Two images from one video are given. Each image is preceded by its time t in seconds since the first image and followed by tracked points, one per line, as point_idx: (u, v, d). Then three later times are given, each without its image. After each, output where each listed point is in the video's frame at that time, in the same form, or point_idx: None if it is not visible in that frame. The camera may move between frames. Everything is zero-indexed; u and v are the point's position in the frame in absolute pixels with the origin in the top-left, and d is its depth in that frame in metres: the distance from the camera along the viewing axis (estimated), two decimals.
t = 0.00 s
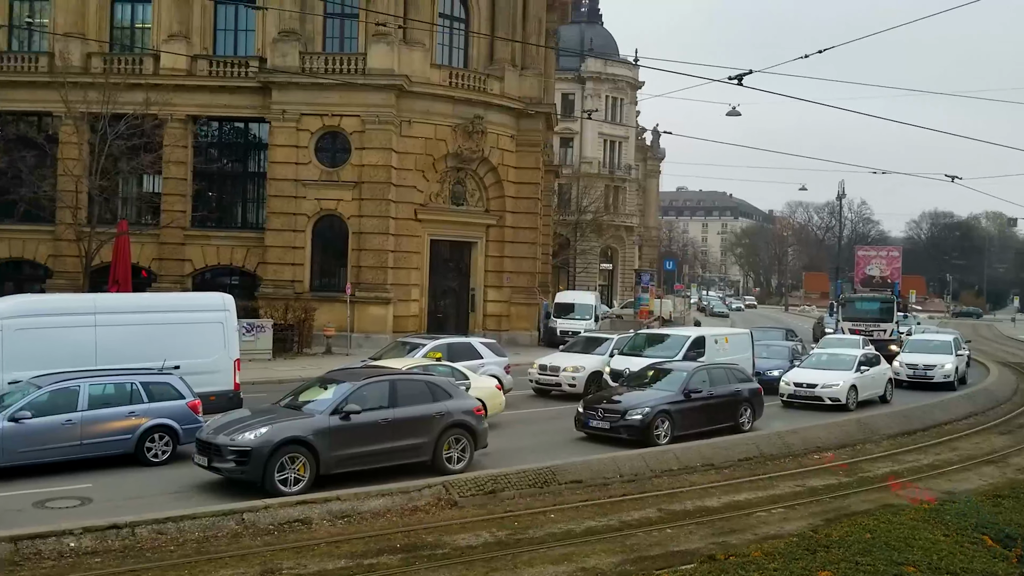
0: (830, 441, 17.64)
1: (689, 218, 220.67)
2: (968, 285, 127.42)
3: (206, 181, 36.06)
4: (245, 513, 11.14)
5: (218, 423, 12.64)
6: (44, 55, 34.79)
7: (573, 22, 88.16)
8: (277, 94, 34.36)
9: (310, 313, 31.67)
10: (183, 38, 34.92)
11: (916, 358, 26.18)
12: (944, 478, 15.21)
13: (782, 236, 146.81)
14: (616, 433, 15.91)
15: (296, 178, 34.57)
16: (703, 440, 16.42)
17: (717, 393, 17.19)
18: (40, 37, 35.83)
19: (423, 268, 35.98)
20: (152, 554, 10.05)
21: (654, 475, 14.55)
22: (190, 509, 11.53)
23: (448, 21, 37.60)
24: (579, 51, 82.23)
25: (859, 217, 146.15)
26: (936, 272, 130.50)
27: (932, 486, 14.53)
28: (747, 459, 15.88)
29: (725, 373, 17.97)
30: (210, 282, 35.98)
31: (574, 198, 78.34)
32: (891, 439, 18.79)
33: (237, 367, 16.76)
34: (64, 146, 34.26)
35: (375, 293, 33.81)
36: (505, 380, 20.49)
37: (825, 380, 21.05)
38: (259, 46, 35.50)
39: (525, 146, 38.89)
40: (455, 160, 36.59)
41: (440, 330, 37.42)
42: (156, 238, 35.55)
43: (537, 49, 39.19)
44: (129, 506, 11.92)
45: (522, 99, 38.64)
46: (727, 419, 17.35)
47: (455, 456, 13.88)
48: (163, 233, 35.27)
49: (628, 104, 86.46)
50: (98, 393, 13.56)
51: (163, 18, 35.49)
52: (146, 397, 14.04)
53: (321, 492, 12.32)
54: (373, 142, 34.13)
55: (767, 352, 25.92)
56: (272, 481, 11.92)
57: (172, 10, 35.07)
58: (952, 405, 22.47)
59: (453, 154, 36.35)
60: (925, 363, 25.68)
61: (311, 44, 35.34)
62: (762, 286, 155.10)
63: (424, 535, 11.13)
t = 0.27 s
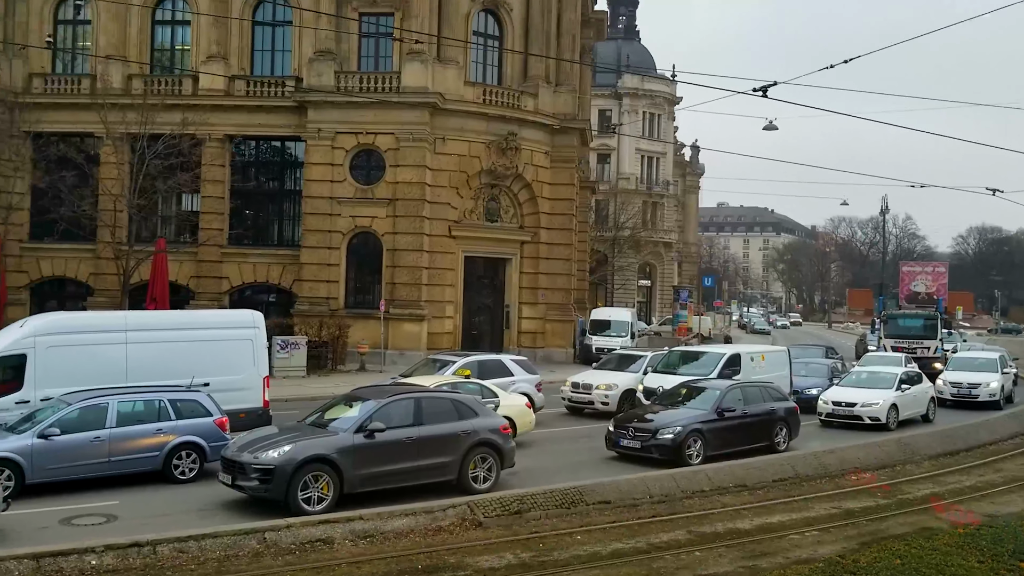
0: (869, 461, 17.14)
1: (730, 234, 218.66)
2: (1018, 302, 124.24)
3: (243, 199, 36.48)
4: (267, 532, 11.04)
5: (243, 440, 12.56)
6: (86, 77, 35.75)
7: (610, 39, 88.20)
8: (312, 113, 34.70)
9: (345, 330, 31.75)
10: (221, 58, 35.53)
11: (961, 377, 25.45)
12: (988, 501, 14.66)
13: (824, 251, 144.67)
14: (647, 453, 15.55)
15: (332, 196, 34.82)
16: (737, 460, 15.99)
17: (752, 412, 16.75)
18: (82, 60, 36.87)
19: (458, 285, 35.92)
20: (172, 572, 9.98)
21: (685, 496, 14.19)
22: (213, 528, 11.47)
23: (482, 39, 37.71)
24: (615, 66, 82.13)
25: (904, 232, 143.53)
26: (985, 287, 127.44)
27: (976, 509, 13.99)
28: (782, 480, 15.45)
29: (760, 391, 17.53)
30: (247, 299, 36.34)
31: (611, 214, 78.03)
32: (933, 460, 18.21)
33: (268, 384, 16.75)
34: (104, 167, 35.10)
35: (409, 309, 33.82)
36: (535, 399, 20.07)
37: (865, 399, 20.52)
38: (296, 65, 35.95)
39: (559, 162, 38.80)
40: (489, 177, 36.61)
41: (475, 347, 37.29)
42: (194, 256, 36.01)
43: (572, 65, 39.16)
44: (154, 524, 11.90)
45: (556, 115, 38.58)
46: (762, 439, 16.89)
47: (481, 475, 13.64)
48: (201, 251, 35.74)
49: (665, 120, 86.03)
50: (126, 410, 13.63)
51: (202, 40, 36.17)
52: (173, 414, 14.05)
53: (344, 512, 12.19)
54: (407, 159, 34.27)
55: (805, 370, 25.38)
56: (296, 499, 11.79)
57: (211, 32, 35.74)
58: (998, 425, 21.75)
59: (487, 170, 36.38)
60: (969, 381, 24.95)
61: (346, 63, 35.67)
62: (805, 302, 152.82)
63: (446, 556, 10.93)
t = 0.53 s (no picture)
0: (884, 494, 16.77)
1: (748, 264, 217.75)
2: None
3: (257, 229, 36.68)
4: (264, 565, 10.68)
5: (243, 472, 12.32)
6: (103, 109, 36.33)
7: (625, 69, 88.67)
8: (326, 143, 34.93)
9: (357, 360, 31.63)
10: (237, 90, 35.95)
11: (980, 408, 24.97)
12: (1008, 537, 14.25)
13: (844, 281, 143.63)
14: (656, 485, 15.17)
15: (345, 226, 34.91)
16: (748, 493, 15.60)
17: (764, 444, 16.36)
18: (101, 93, 37.53)
19: (471, 314, 35.79)
20: None
21: (694, 530, 13.89)
22: (211, 561, 11.28)
23: (496, 69, 37.87)
24: (631, 97, 82.38)
25: (924, 262, 142.27)
26: (1008, 317, 125.76)
27: (994, 545, 13.60)
28: (793, 514, 15.11)
29: (772, 422, 17.14)
30: (260, 329, 36.39)
31: (627, 244, 77.91)
32: (951, 494, 17.80)
33: (273, 414, 16.64)
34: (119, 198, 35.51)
35: (422, 339, 33.71)
36: (545, 430, 19.70)
37: (881, 431, 20.14)
38: (310, 97, 36.29)
39: (572, 192, 38.80)
40: (502, 207, 36.64)
41: (488, 377, 37.07)
42: (208, 286, 36.17)
43: (584, 96, 39.32)
44: (152, 556, 11.75)
45: (570, 145, 38.62)
46: (775, 471, 16.47)
47: (485, 507, 13.31)
48: (215, 281, 35.89)
49: (681, 149, 86.05)
50: (128, 440, 13.53)
51: (218, 72, 36.65)
52: (176, 444, 13.92)
53: (345, 545, 11.98)
54: (420, 189, 34.36)
55: (821, 401, 24.98)
56: (295, 532, 11.50)
57: (227, 64, 36.20)
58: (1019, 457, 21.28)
59: (500, 200, 36.41)
60: (989, 413, 24.47)
61: (361, 94, 35.94)
62: (825, 332, 151.50)
63: None
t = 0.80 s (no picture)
0: (883, 515, 16.54)
1: (751, 282, 217.55)
2: None
3: (256, 249, 36.67)
4: None
5: (230, 494, 11.81)
6: (103, 130, 36.47)
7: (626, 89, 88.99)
8: (325, 163, 34.94)
9: (354, 379, 31.33)
10: (236, 110, 36.08)
11: (981, 427, 24.73)
12: (1008, 559, 14.02)
13: (847, 299, 143.37)
14: (650, 506, 14.79)
15: (343, 245, 34.84)
16: (743, 514, 15.27)
17: (760, 463, 16.03)
18: (100, 115, 37.71)
19: (469, 333, 35.64)
20: None
21: (687, 551, 13.67)
22: None
23: (494, 89, 37.93)
24: (631, 116, 82.65)
25: (928, 279, 141.98)
26: (1013, 336, 125.29)
27: (993, 568, 13.36)
28: (789, 534, 14.89)
29: (769, 440, 16.84)
30: (258, 349, 36.28)
31: (629, 263, 77.87)
32: (951, 514, 17.56)
33: (263, 435, 16.46)
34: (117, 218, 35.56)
35: (420, 358, 33.53)
36: (540, 451, 19.47)
37: (880, 450, 19.91)
38: (309, 116, 36.40)
39: (571, 211, 38.75)
40: (500, 226, 36.57)
41: (487, 397, 36.85)
42: (206, 306, 36.11)
43: (582, 115, 39.39)
44: None
45: (568, 164, 38.62)
46: (771, 492, 16.13)
47: (475, 529, 12.77)
48: (213, 301, 35.83)
49: (682, 168, 86.16)
50: (114, 461, 13.36)
51: (217, 93, 36.82)
52: (162, 466, 13.75)
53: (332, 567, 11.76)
54: (418, 208, 34.31)
55: (820, 420, 24.75)
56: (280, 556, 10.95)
57: (226, 85, 36.35)
58: (1021, 477, 21.01)
59: (498, 219, 36.36)
60: (990, 432, 24.24)
61: (359, 113, 36.00)
62: (828, 351, 150.97)
63: None
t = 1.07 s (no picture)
0: (877, 521, 16.40)
1: (752, 287, 217.34)
2: None
3: (252, 254, 36.59)
4: None
5: (215, 500, 11.67)
6: (99, 134, 36.45)
7: (625, 93, 88.99)
8: (321, 167, 34.89)
9: (349, 384, 31.25)
10: (232, 115, 36.08)
11: (979, 432, 24.58)
12: (1002, 567, 13.89)
13: (848, 304, 143.14)
14: (642, 512, 14.60)
15: (339, 250, 34.75)
16: (735, 520, 15.12)
17: (753, 469, 15.88)
18: (96, 119, 37.69)
19: (466, 338, 35.53)
20: None
21: (678, 558, 13.53)
22: None
23: (491, 93, 37.87)
24: (630, 120, 82.61)
25: (929, 284, 141.77)
26: (1014, 341, 125.02)
27: None
28: (781, 541, 14.75)
29: (761, 446, 16.68)
30: (254, 354, 36.17)
31: (628, 267, 77.72)
32: (946, 521, 17.42)
33: (247, 442, 16.36)
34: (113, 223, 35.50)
35: (416, 363, 33.41)
36: (533, 457, 19.31)
37: (875, 456, 19.78)
38: (305, 121, 36.36)
39: (568, 215, 38.67)
40: (497, 230, 36.49)
41: (484, 403, 36.71)
42: (202, 310, 36.02)
43: (579, 119, 39.33)
44: None
45: (565, 168, 38.54)
46: (765, 498, 15.97)
47: (463, 536, 12.63)
48: (209, 306, 35.74)
49: (682, 173, 86.08)
50: (100, 468, 13.20)
51: (213, 97, 36.81)
52: (148, 472, 13.61)
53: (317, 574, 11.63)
54: (414, 213, 34.24)
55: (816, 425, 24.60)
56: (263, 563, 10.83)
57: (222, 89, 36.33)
58: (1018, 482, 20.86)
59: (494, 224, 36.28)
60: (987, 437, 24.10)
61: (355, 118, 35.94)
62: (830, 355, 150.65)
63: None
